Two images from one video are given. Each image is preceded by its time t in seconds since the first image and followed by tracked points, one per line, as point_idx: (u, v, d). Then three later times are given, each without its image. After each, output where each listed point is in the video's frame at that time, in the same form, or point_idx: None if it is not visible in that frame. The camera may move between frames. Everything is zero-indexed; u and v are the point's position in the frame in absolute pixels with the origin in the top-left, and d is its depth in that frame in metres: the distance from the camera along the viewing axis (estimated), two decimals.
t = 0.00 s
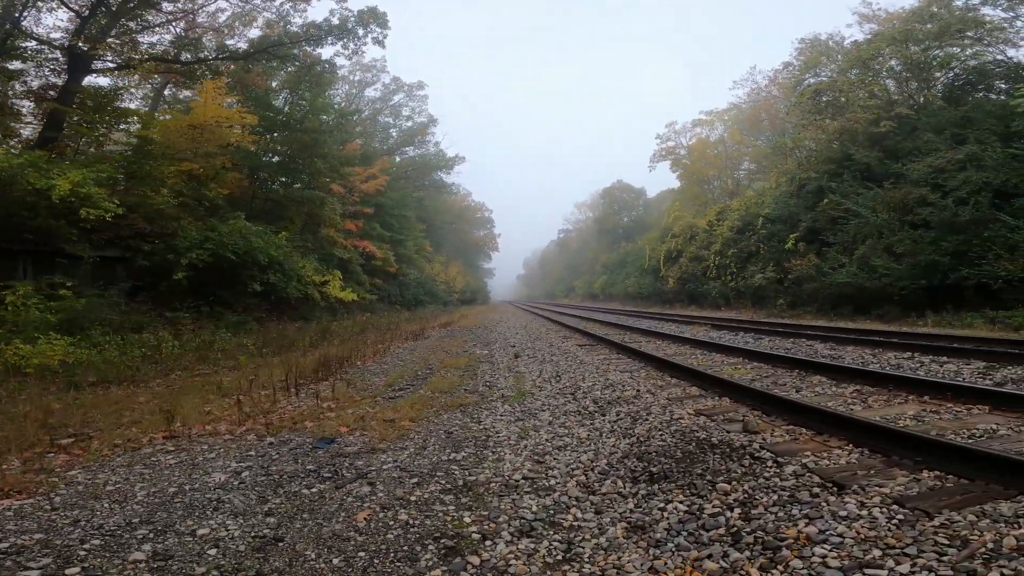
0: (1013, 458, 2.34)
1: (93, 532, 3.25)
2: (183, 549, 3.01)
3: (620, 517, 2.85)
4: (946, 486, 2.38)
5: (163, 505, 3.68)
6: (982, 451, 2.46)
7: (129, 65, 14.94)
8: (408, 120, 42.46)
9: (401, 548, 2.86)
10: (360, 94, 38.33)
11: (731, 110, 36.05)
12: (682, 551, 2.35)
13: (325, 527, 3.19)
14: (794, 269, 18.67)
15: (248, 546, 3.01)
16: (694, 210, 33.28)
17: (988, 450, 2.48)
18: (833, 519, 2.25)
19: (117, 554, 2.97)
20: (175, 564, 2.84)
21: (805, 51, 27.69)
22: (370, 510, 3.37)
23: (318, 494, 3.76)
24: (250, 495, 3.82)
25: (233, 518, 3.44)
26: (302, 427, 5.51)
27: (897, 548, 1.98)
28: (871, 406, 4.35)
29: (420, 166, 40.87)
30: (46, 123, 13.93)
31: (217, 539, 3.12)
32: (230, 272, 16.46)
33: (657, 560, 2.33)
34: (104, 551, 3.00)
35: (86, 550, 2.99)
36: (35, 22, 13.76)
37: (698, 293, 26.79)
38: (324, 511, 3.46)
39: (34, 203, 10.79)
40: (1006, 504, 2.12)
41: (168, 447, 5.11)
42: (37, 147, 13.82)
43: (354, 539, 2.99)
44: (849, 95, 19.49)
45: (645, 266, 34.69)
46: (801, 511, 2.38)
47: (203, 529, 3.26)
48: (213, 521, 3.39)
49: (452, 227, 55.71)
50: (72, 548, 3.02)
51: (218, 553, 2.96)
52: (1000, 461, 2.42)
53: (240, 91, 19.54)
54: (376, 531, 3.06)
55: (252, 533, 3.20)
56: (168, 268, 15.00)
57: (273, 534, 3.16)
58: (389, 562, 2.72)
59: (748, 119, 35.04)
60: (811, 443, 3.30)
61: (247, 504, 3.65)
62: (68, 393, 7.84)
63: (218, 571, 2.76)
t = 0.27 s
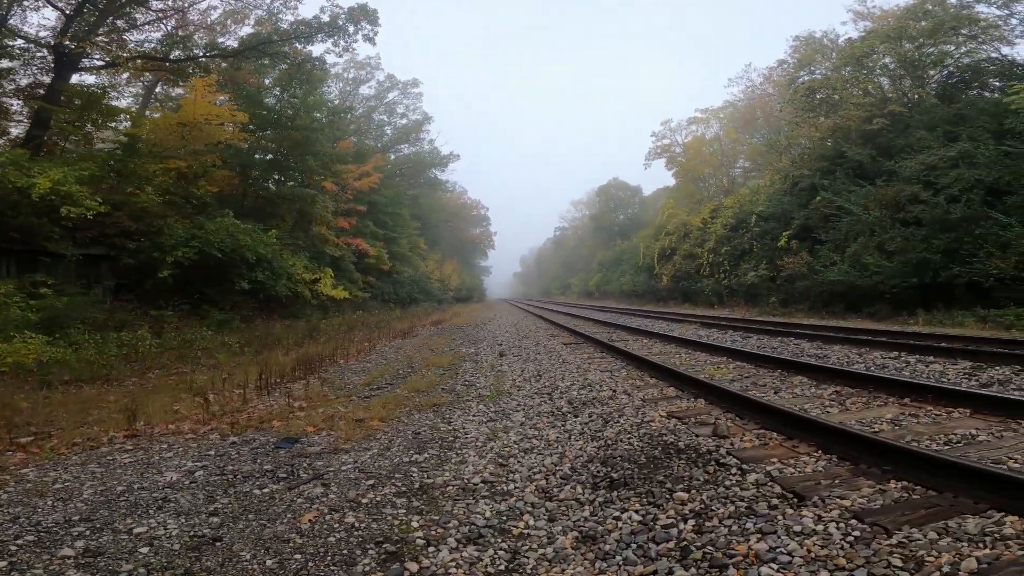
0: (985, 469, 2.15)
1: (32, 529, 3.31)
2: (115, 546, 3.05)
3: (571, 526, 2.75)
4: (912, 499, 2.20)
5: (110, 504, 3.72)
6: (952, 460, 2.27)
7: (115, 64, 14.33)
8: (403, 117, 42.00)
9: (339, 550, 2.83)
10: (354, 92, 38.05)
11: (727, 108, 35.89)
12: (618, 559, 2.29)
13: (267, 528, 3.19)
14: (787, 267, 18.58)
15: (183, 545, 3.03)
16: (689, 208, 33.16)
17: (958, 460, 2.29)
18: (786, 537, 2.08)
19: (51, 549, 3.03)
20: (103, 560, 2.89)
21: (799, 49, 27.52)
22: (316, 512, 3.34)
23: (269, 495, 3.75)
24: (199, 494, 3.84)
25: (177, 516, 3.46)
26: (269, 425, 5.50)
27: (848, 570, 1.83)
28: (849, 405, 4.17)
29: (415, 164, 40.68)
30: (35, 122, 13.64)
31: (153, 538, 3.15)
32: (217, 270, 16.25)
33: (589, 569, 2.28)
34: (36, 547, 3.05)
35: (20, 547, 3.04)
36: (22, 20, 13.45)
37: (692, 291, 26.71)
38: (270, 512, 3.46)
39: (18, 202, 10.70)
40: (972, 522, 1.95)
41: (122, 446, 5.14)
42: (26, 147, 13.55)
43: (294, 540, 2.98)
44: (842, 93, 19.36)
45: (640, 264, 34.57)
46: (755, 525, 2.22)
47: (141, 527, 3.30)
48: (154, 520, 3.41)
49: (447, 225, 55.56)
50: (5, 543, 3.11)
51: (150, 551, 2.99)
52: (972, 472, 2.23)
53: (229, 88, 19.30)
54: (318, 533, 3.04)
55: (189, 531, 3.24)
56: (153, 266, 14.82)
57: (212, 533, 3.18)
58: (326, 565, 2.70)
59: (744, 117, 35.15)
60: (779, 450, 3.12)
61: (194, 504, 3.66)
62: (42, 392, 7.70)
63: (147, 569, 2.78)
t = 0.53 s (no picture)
0: (939, 482, 2.00)
1: None
2: (47, 544, 3.14)
3: (516, 534, 2.69)
4: (867, 515, 2.05)
5: (56, 503, 3.81)
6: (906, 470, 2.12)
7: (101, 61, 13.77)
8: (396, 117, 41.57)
9: (273, 553, 2.86)
10: (348, 91, 37.82)
11: (721, 107, 35.77)
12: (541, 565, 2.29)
13: (206, 529, 3.25)
14: (778, 265, 18.53)
15: (116, 545, 3.10)
16: (682, 206, 33.10)
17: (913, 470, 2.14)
18: (729, 557, 1.96)
19: None
20: (34, 557, 2.99)
21: (793, 47, 27.43)
22: (258, 515, 3.37)
23: (218, 497, 3.79)
24: (145, 494, 3.93)
25: (118, 517, 3.54)
26: (235, 424, 5.50)
27: None
28: (823, 407, 4.02)
29: (409, 163, 40.50)
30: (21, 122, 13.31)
31: (87, 537, 3.23)
32: (203, 270, 16.07)
33: None
34: None
35: None
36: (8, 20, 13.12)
37: (685, 289, 26.67)
38: (214, 513, 3.52)
39: None
40: (919, 544, 1.82)
41: (79, 446, 5.22)
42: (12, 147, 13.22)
43: (229, 542, 3.03)
44: (834, 91, 19.25)
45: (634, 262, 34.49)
46: (699, 541, 2.11)
47: (79, 526, 3.38)
48: (94, 519, 3.48)
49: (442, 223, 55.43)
50: None
51: (81, 549, 3.07)
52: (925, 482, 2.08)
53: (219, 87, 19.10)
54: (255, 535, 3.07)
55: (125, 531, 3.31)
56: (138, 266, 14.65)
57: (147, 534, 3.27)
58: (256, 567, 2.74)
59: (737, 116, 34.80)
60: (743, 457, 2.97)
61: (137, 504, 3.75)
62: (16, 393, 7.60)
63: (73, 566, 2.87)
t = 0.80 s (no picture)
0: (881, 494, 1.89)
1: None
2: None
3: (456, 536, 2.68)
4: (809, 528, 1.95)
5: (6, 497, 3.86)
6: (850, 479, 2.01)
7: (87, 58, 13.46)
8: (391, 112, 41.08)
9: (209, 548, 2.90)
10: (342, 87, 37.53)
11: (717, 103, 35.68)
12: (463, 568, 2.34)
13: (148, 524, 3.31)
14: (769, 262, 18.50)
15: (58, 538, 3.18)
16: (676, 202, 33.04)
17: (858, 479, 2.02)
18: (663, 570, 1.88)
19: None
20: None
21: (787, 43, 27.31)
22: (202, 510, 3.44)
23: (168, 493, 3.84)
24: (96, 489, 3.98)
25: (66, 511, 3.60)
26: (200, 419, 5.66)
27: None
28: (793, 407, 3.91)
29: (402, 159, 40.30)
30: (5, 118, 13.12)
31: (32, 530, 3.30)
32: (190, 266, 15.91)
33: None
34: None
35: None
36: None
37: (677, 285, 26.64)
38: (160, 507, 3.59)
39: None
40: (857, 562, 1.72)
41: (41, 442, 5.18)
42: None
43: (168, 537, 3.10)
44: (828, 88, 19.15)
45: (628, 258, 34.44)
46: (634, 552, 2.04)
47: (24, 520, 3.44)
48: (41, 514, 3.54)
49: (437, 219, 55.27)
50: None
51: (22, 542, 3.14)
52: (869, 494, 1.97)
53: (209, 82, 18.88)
54: (196, 531, 3.13)
55: (70, 525, 3.37)
56: (123, 262, 14.41)
57: (90, 527, 3.34)
58: (188, 561, 2.81)
59: (732, 112, 34.61)
60: (701, 461, 2.86)
61: (86, 499, 3.81)
62: None
63: (10, 557, 2.95)
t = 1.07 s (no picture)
0: (829, 513, 1.81)
1: None
2: None
3: (405, 541, 2.69)
4: (755, 546, 1.89)
5: None
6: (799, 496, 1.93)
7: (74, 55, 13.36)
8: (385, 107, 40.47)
9: (156, 548, 2.88)
10: (335, 82, 37.16)
11: (712, 100, 35.61)
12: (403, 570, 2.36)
13: (99, 523, 3.25)
14: (761, 259, 18.46)
15: (10, 537, 3.09)
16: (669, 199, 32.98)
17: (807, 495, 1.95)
18: None
19: None
20: None
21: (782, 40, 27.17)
22: (155, 511, 3.39)
23: (126, 494, 3.77)
24: (55, 489, 3.89)
25: (21, 511, 3.50)
26: (171, 420, 5.62)
27: None
28: (765, 411, 3.83)
29: (396, 154, 40.06)
30: None
31: None
32: (177, 262, 15.75)
33: None
34: None
35: None
36: None
37: (669, 282, 26.61)
38: (117, 506, 3.54)
39: None
40: None
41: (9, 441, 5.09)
42: None
43: (117, 536, 3.05)
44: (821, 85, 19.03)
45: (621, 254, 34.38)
46: (576, 567, 2.00)
47: None
48: None
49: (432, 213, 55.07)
50: None
51: None
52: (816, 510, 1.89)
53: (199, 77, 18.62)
54: (147, 531, 3.09)
55: (23, 525, 3.28)
56: (108, 258, 14.17)
57: (42, 527, 3.25)
58: (134, 560, 2.78)
59: (726, 107, 34.84)
60: (661, 470, 2.80)
61: (42, 499, 3.71)
62: None
63: None
